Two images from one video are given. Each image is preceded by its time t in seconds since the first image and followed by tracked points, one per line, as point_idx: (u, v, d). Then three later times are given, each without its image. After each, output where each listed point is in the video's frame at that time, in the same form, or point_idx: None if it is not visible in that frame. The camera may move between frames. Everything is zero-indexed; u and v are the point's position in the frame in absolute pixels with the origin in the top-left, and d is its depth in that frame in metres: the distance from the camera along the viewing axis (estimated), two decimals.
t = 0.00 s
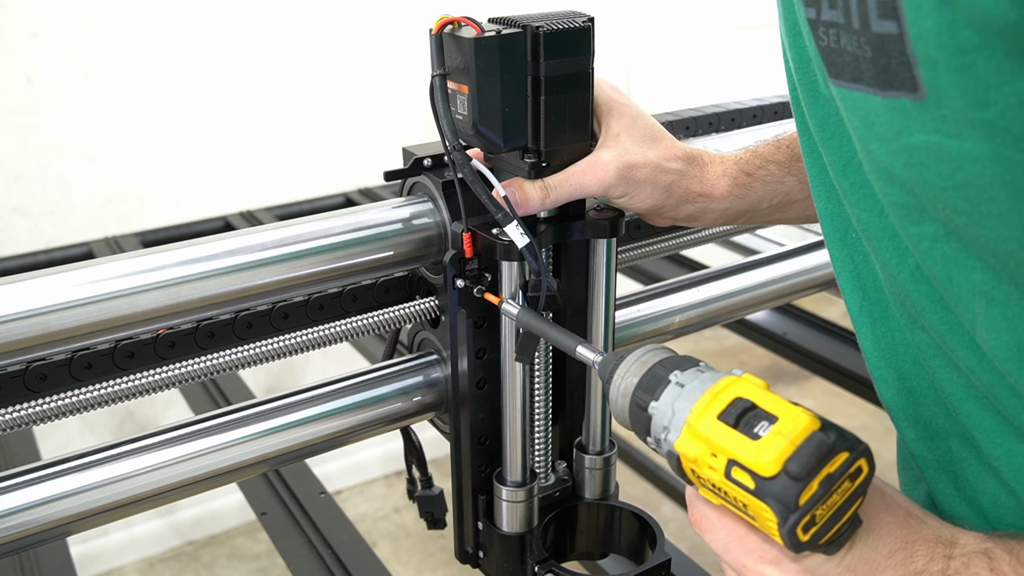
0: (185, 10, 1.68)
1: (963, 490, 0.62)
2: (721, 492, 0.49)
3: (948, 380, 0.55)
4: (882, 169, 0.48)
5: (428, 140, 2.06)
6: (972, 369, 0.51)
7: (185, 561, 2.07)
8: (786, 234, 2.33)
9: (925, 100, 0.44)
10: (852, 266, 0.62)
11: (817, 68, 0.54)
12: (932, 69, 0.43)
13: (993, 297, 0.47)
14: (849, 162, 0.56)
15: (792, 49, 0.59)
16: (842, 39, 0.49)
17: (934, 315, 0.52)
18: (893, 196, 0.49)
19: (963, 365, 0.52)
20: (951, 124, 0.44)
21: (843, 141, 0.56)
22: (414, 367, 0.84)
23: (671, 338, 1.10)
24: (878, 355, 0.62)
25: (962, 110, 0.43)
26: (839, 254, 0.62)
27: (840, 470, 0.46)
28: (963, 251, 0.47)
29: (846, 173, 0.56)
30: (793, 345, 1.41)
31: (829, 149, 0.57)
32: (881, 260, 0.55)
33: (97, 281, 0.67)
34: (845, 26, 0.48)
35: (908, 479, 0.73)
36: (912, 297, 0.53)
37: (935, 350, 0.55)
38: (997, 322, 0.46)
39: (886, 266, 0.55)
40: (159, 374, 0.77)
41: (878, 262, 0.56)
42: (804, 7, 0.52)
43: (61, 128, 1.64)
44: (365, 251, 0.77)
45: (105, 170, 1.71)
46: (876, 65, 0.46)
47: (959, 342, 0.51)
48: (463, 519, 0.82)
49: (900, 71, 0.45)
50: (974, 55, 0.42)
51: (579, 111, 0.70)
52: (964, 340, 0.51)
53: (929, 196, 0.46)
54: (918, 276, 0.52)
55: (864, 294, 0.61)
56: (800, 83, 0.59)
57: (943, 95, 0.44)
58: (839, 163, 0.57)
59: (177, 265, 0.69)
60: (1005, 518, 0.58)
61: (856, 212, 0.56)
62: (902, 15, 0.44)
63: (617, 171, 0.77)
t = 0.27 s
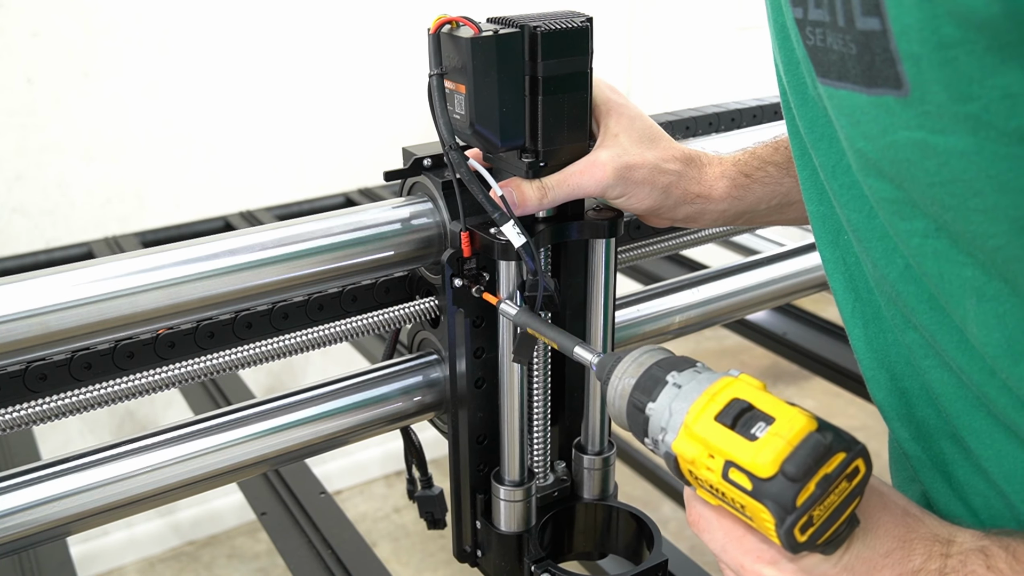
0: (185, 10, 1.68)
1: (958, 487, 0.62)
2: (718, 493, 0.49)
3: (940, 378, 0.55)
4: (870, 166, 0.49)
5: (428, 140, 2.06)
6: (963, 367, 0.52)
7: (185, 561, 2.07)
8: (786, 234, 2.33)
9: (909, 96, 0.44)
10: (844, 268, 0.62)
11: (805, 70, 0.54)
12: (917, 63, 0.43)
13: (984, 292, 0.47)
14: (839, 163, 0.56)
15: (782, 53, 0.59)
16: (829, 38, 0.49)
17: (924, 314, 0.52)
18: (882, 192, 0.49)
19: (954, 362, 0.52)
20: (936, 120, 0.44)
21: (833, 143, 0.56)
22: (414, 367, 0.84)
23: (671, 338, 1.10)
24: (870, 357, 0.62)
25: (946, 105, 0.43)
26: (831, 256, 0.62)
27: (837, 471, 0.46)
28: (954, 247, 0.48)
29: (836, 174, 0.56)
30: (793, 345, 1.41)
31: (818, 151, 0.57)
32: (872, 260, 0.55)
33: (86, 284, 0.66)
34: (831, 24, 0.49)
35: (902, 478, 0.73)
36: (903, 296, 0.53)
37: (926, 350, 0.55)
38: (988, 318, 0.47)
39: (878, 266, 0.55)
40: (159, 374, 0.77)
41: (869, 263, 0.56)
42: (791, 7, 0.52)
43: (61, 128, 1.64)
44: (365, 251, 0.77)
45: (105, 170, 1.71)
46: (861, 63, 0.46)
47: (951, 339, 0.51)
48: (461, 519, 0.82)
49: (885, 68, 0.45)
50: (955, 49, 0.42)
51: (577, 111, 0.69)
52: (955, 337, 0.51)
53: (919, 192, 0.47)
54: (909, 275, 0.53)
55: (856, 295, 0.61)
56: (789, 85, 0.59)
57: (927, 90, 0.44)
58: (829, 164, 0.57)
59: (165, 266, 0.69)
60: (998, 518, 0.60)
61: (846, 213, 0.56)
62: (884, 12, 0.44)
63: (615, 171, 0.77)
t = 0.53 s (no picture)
0: (185, 10, 1.68)
1: (950, 487, 0.63)
2: (717, 494, 0.49)
3: (926, 377, 0.56)
4: (850, 165, 0.49)
5: (428, 140, 2.06)
6: (947, 364, 0.52)
7: (185, 561, 2.07)
8: (786, 235, 2.33)
9: (884, 96, 0.45)
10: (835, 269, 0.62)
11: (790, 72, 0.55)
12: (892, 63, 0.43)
13: (965, 290, 0.48)
14: (825, 165, 0.56)
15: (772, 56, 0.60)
16: (808, 40, 0.49)
17: (909, 313, 0.53)
18: (863, 190, 0.49)
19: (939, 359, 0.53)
20: (911, 117, 0.44)
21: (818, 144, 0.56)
22: (414, 367, 0.84)
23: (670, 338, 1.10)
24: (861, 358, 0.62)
25: (920, 104, 0.44)
26: (821, 257, 0.62)
27: (835, 472, 0.46)
28: (935, 245, 0.48)
29: (822, 174, 0.56)
30: (793, 345, 1.41)
31: (806, 151, 0.57)
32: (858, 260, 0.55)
33: (72, 280, 0.66)
34: (810, 26, 0.48)
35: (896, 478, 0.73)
36: (890, 295, 0.54)
37: (912, 350, 0.56)
38: (970, 315, 0.48)
39: (864, 265, 0.55)
40: (159, 374, 0.77)
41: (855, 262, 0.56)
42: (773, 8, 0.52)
43: (61, 128, 1.64)
44: (364, 251, 0.77)
45: (105, 170, 1.71)
46: (838, 64, 0.46)
47: (935, 337, 0.52)
48: (461, 518, 0.82)
49: (860, 68, 0.45)
50: (925, 49, 0.42)
51: (575, 110, 0.69)
52: (939, 335, 0.51)
53: (899, 190, 0.47)
54: (893, 275, 0.53)
55: (845, 296, 0.62)
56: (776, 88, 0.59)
57: (901, 90, 0.44)
58: (816, 164, 0.57)
59: (150, 262, 0.69)
60: (986, 515, 0.60)
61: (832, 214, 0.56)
62: (857, 13, 0.44)
63: (614, 170, 0.77)
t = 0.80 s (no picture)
0: (185, 10, 1.68)
1: (942, 488, 0.63)
2: (713, 495, 0.49)
3: (915, 378, 0.56)
4: (838, 163, 0.49)
5: (428, 140, 2.06)
6: (936, 364, 0.52)
7: (185, 561, 2.07)
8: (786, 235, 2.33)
9: (868, 94, 0.45)
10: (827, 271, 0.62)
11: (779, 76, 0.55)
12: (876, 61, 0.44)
13: (952, 288, 0.48)
14: (814, 167, 0.56)
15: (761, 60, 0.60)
16: (795, 41, 0.49)
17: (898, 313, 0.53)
18: (851, 189, 0.50)
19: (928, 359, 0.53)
20: (895, 116, 0.45)
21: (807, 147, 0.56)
22: (414, 367, 0.84)
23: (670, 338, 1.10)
24: (854, 359, 0.62)
25: (903, 100, 0.44)
26: (813, 259, 0.62)
27: (831, 473, 0.46)
28: (923, 243, 0.48)
29: (811, 176, 0.56)
30: (793, 346, 1.41)
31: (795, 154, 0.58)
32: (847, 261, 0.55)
33: (66, 276, 0.66)
34: (796, 27, 0.49)
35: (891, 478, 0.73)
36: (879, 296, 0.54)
37: (902, 350, 0.56)
38: (957, 313, 0.48)
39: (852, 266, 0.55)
40: (160, 373, 0.77)
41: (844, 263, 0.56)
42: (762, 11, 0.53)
43: (61, 128, 1.64)
44: (364, 251, 0.77)
45: (105, 170, 1.71)
46: (824, 63, 0.47)
47: (923, 336, 0.52)
48: (459, 518, 0.82)
49: (844, 67, 0.46)
50: (907, 46, 0.43)
51: (575, 111, 0.69)
52: (928, 334, 0.52)
53: (884, 188, 0.47)
54: (883, 275, 0.53)
55: (837, 298, 0.62)
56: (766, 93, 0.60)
57: (884, 86, 0.45)
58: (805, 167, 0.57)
59: (146, 256, 0.69)
60: (979, 517, 0.60)
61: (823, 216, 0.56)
62: (840, 12, 0.45)
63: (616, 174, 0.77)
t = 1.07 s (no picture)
0: (185, 10, 1.68)
1: (941, 486, 0.63)
2: (712, 498, 0.49)
3: (914, 376, 0.56)
4: (839, 161, 0.49)
5: (428, 140, 2.06)
6: (936, 362, 0.52)
7: (185, 561, 2.07)
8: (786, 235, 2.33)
9: (870, 91, 0.45)
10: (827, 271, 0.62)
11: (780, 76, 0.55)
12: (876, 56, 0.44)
13: (952, 285, 0.48)
14: (815, 166, 0.56)
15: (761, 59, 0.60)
16: (797, 39, 0.49)
17: (897, 312, 0.53)
18: (852, 188, 0.50)
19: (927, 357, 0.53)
20: (897, 113, 0.45)
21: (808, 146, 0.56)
22: (414, 367, 0.84)
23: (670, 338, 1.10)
24: (854, 358, 0.62)
25: (904, 98, 0.44)
26: (813, 259, 0.63)
27: (828, 477, 0.46)
28: (922, 241, 0.48)
29: (811, 176, 0.56)
30: (794, 346, 1.41)
31: (795, 153, 0.58)
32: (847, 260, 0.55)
33: (66, 276, 0.66)
34: (799, 25, 0.49)
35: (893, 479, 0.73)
36: (879, 294, 0.54)
37: (900, 349, 0.56)
38: (958, 311, 0.48)
39: (852, 265, 0.55)
40: (160, 373, 0.77)
41: (842, 263, 0.57)
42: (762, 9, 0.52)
43: (61, 128, 1.64)
44: (364, 251, 0.77)
45: (105, 170, 1.71)
46: (826, 60, 0.47)
47: (923, 334, 0.52)
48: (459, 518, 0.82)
49: (847, 64, 0.46)
50: (909, 43, 0.43)
51: (576, 111, 0.69)
52: (927, 332, 0.52)
53: (885, 185, 0.47)
54: (883, 273, 0.53)
55: (837, 298, 0.62)
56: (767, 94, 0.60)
57: (886, 83, 0.45)
58: (805, 166, 0.57)
59: (146, 255, 0.69)
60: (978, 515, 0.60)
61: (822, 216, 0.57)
62: (843, 9, 0.45)
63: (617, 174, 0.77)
